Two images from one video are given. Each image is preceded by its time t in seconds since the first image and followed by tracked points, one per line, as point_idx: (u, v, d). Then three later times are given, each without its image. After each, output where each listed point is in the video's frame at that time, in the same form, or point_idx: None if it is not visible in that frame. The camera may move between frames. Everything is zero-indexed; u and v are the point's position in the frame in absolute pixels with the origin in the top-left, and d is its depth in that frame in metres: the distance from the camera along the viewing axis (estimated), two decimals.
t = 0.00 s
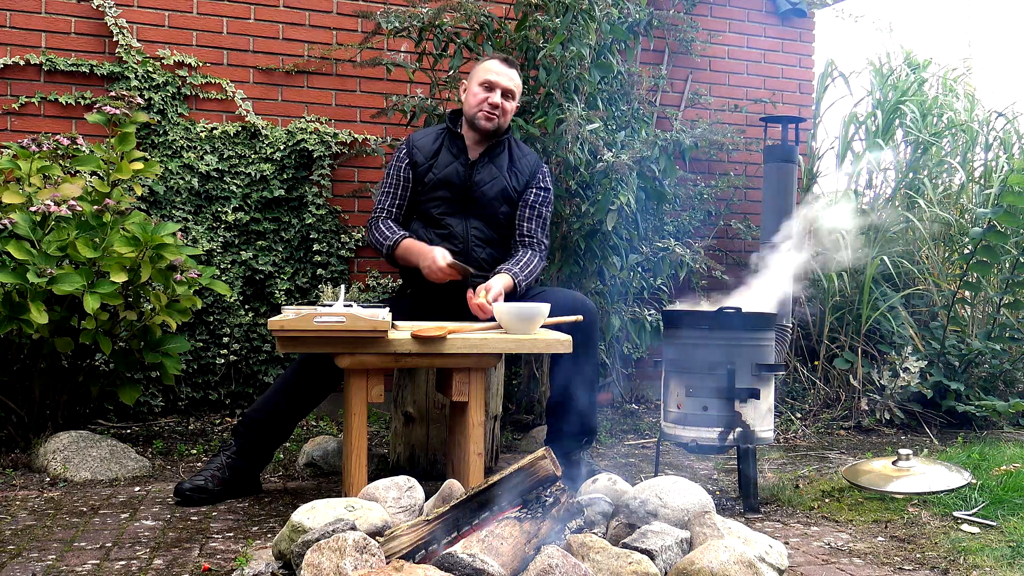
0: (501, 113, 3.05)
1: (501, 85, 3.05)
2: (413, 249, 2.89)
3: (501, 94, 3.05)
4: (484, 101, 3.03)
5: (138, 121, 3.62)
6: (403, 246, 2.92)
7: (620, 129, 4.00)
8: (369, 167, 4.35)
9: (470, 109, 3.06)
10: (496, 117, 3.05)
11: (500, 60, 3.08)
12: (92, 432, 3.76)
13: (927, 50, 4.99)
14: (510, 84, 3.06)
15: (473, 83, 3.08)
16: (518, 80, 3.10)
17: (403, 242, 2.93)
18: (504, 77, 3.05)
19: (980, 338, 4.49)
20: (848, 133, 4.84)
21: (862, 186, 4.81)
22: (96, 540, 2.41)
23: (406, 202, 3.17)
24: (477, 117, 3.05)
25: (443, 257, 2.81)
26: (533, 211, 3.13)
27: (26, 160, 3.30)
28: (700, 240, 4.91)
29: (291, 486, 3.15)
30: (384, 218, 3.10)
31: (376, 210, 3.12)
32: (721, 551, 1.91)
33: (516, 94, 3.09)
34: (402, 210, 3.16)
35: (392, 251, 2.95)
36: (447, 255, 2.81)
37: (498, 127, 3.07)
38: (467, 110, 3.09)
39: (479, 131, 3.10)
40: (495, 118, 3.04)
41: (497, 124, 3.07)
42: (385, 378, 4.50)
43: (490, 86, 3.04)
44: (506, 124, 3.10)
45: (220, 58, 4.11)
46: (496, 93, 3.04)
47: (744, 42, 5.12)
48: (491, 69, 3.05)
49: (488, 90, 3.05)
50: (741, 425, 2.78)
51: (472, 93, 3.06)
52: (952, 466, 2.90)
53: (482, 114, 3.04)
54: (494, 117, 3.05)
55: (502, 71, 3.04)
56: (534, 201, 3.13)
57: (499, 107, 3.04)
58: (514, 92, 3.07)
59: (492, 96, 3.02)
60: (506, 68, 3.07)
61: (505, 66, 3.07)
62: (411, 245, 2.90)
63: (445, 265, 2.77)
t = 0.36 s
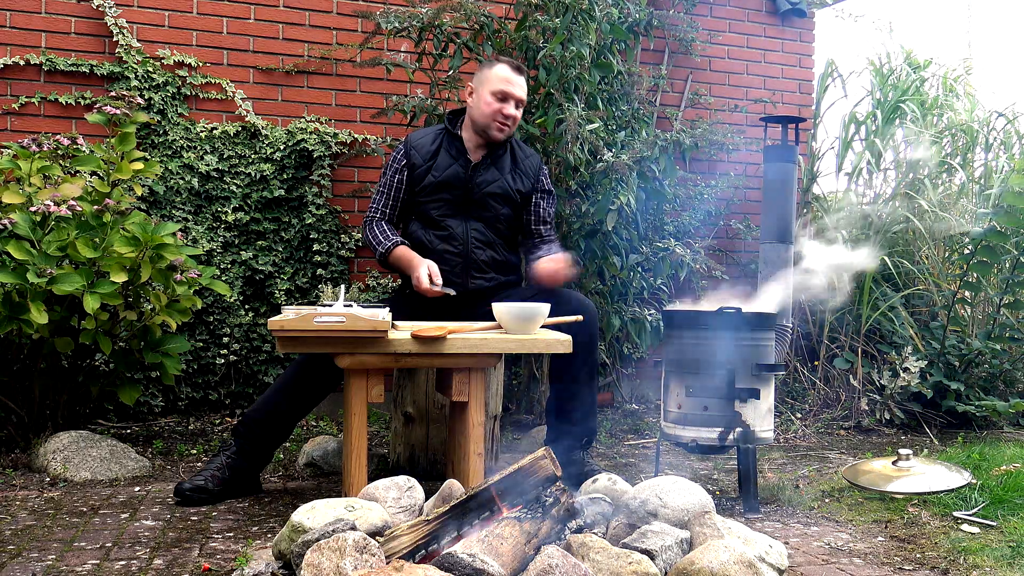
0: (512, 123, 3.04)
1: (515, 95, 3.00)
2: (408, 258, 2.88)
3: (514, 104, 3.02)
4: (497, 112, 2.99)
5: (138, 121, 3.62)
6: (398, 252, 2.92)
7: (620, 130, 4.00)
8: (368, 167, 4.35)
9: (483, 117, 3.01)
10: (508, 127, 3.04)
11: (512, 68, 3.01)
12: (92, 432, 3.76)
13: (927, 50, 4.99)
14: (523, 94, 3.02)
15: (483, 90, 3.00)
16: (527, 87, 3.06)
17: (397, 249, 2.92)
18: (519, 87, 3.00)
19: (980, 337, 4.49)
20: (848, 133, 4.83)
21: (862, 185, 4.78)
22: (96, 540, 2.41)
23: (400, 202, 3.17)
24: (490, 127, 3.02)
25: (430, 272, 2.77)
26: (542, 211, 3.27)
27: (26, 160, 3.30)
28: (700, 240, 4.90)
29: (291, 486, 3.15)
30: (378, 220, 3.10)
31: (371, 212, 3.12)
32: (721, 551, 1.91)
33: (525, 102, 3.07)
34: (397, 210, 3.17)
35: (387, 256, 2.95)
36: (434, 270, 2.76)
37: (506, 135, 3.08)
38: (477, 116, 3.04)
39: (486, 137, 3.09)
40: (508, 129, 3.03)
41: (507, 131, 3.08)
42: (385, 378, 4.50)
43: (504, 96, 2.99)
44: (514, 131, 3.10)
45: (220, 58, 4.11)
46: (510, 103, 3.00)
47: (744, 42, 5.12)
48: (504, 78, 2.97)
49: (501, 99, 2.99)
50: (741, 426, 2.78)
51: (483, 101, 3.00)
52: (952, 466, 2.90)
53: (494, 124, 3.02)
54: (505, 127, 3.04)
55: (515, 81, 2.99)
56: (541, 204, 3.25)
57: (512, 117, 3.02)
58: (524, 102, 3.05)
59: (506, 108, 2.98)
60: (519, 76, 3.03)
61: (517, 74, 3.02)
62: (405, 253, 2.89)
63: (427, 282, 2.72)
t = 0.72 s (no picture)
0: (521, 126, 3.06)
1: (524, 99, 3.02)
2: (410, 256, 2.87)
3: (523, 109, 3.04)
4: (508, 116, 3.00)
5: (138, 121, 3.62)
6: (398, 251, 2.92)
7: (620, 130, 4.00)
8: (368, 167, 4.35)
9: (493, 122, 3.02)
10: (517, 132, 3.06)
11: (520, 71, 3.02)
12: (92, 432, 3.76)
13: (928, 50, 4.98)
14: (531, 98, 3.04)
15: (494, 94, 3.00)
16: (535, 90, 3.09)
17: (399, 248, 2.90)
18: (528, 91, 3.02)
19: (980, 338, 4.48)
20: (848, 133, 4.83)
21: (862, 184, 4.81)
22: (96, 540, 2.41)
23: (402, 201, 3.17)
24: (500, 132, 3.04)
25: (439, 269, 2.74)
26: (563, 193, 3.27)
27: (27, 160, 3.30)
28: (700, 240, 4.90)
29: (291, 486, 3.15)
30: (379, 217, 3.10)
31: (372, 211, 3.12)
32: (721, 551, 1.91)
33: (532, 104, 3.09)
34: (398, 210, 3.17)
35: (389, 254, 2.94)
36: (444, 267, 2.74)
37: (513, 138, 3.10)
38: (485, 120, 3.04)
39: (492, 141, 3.10)
40: (516, 133, 3.05)
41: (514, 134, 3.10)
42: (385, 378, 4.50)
43: (514, 100, 3.00)
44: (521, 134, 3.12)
45: (220, 58, 4.11)
46: (520, 108, 3.02)
47: (744, 42, 5.12)
48: (514, 82, 2.99)
49: (511, 104, 3.00)
50: (741, 425, 2.78)
51: (494, 105, 3.00)
52: (952, 466, 2.90)
53: (504, 129, 3.04)
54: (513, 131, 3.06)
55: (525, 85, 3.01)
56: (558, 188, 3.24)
57: (521, 121, 3.04)
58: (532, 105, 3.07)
59: (517, 114, 2.99)
60: (527, 80, 3.04)
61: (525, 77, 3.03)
62: (409, 250, 2.88)
63: (438, 278, 2.71)
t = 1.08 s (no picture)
0: (513, 127, 3.04)
1: (513, 98, 2.99)
2: (406, 258, 2.88)
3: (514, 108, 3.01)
4: (497, 117, 2.98)
5: (138, 121, 3.62)
6: (396, 254, 2.92)
7: (620, 130, 4.00)
8: (368, 167, 4.35)
9: (483, 124, 3.01)
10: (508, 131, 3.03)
11: (509, 70, 2.98)
12: (92, 432, 3.76)
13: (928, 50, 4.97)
14: (521, 97, 3.00)
15: (483, 95, 2.99)
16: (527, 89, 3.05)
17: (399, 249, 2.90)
18: (517, 90, 2.98)
19: (980, 338, 4.48)
20: (848, 133, 4.83)
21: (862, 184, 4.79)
22: (96, 540, 2.41)
23: (399, 203, 3.17)
24: (491, 132, 3.02)
25: (434, 270, 2.75)
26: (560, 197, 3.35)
27: (27, 160, 3.30)
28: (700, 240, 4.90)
29: (291, 486, 3.15)
30: (378, 220, 3.10)
31: (371, 213, 3.12)
32: (721, 551, 1.91)
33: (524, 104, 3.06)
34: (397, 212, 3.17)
35: (388, 256, 2.95)
36: (439, 267, 2.74)
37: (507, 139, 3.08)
38: (477, 121, 3.04)
39: (487, 142, 3.09)
40: (507, 133, 3.03)
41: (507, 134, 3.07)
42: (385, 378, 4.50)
43: (503, 100, 2.98)
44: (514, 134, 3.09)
45: (220, 58, 4.11)
46: (509, 107, 2.99)
47: (744, 42, 5.12)
48: (503, 83, 2.96)
49: (500, 104, 2.98)
50: (741, 425, 2.78)
51: (483, 106, 2.99)
52: (952, 465, 2.90)
53: (495, 130, 3.02)
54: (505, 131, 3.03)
55: (515, 85, 2.98)
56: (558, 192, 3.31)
57: (512, 121, 3.01)
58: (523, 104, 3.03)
59: (505, 114, 2.97)
60: (517, 78, 3.00)
61: (514, 77, 2.99)
62: (405, 252, 2.89)
63: (431, 279, 2.71)
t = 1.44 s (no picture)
0: (485, 119, 3.02)
1: (478, 91, 2.97)
2: (404, 262, 2.93)
3: (481, 100, 2.99)
4: (466, 112, 2.98)
5: (138, 121, 3.62)
6: (393, 258, 2.97)
7: (620, 130, 4.00)
8: (368, 168, 4.35)
9: (455, 121, 3.02)
10: (480, 124, 3.01)
11: (468, 64, 2.96)
12: (92, 432, 3.76)
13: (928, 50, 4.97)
14: (486, 88, 2.98)
15: (450, 93, 3.00)
16: (496, 80, 3.02)
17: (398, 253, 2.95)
18: (480, 82, 2.96)
19: (979, 337, 4.48)
20: (849, 134, 4.83)
21: (863, 184, 4.79)
22: (96, 540, 2.41)
23: (395, 207, 3.21)
24: (465, 128, 3.01)
25: (433, 271, 2.80)
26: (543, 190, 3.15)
27: (27, 160, 3.30)
28: (701, 240, 4.91)
29: (291, 486, 3.15)
30: (374, 226, 3.15)
31: (367, 220, 3.17)
32: (721, 551, 1.91)
33: (495, 95, 3.03)
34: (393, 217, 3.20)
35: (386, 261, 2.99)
36: (437, 269, 2.79)
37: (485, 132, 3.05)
38: (452, 120, 3.05)
39: (467, 138, 3.08)
40: (481, 126, 3.00)
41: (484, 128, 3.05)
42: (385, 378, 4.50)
43: (468, 95, 2.97)
44: (490, 126, 3.06)
45: (220, 58, 4.11)
46: (476, 101, 2.98)
47: (744, 42, 5.12)
48: (465, 78, 2.95)
49: (466, 99, 2.98)
50: (741, 425, 2.78)
51: (451, 104, 3.00)
52: (952, 465, 2.90)
53: (467, 125, 3.00)
54: (479, 124, 3.02)
55: (478, 77, 2.95)
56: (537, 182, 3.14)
57: (482, 113, 3.00)
58: (493, 95, 3.01)
59: (473, 107, 2.97)
60: (480, 70, 2.97)
61: (475, 69, 2.96)
62: (401, 255, 2.94)
63: (430, 280, 2.76)
